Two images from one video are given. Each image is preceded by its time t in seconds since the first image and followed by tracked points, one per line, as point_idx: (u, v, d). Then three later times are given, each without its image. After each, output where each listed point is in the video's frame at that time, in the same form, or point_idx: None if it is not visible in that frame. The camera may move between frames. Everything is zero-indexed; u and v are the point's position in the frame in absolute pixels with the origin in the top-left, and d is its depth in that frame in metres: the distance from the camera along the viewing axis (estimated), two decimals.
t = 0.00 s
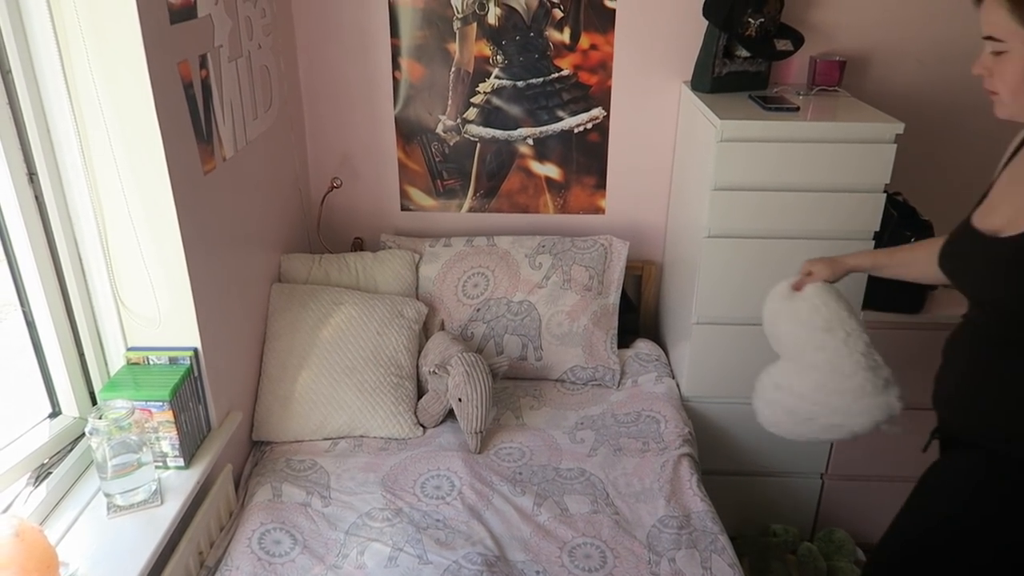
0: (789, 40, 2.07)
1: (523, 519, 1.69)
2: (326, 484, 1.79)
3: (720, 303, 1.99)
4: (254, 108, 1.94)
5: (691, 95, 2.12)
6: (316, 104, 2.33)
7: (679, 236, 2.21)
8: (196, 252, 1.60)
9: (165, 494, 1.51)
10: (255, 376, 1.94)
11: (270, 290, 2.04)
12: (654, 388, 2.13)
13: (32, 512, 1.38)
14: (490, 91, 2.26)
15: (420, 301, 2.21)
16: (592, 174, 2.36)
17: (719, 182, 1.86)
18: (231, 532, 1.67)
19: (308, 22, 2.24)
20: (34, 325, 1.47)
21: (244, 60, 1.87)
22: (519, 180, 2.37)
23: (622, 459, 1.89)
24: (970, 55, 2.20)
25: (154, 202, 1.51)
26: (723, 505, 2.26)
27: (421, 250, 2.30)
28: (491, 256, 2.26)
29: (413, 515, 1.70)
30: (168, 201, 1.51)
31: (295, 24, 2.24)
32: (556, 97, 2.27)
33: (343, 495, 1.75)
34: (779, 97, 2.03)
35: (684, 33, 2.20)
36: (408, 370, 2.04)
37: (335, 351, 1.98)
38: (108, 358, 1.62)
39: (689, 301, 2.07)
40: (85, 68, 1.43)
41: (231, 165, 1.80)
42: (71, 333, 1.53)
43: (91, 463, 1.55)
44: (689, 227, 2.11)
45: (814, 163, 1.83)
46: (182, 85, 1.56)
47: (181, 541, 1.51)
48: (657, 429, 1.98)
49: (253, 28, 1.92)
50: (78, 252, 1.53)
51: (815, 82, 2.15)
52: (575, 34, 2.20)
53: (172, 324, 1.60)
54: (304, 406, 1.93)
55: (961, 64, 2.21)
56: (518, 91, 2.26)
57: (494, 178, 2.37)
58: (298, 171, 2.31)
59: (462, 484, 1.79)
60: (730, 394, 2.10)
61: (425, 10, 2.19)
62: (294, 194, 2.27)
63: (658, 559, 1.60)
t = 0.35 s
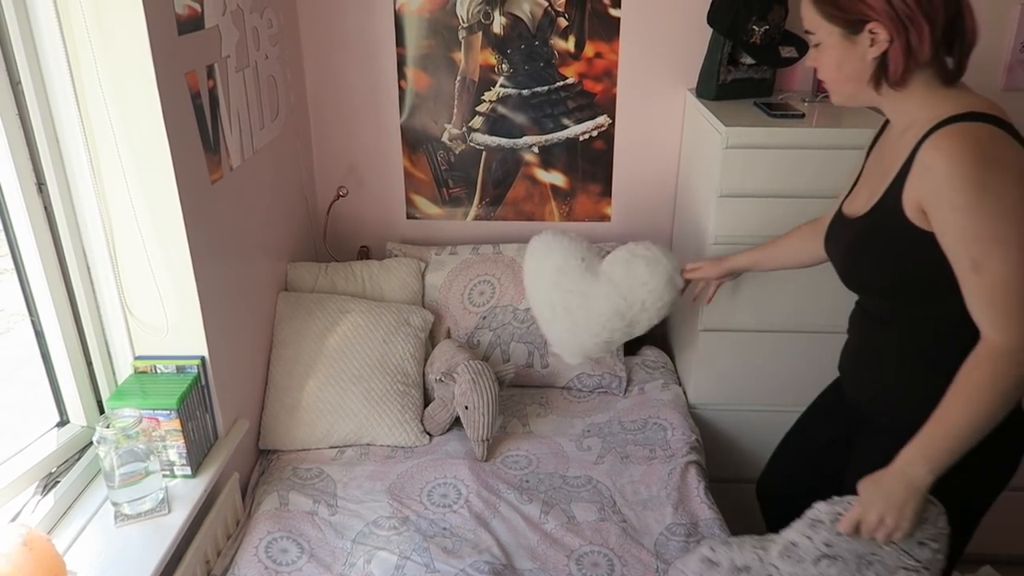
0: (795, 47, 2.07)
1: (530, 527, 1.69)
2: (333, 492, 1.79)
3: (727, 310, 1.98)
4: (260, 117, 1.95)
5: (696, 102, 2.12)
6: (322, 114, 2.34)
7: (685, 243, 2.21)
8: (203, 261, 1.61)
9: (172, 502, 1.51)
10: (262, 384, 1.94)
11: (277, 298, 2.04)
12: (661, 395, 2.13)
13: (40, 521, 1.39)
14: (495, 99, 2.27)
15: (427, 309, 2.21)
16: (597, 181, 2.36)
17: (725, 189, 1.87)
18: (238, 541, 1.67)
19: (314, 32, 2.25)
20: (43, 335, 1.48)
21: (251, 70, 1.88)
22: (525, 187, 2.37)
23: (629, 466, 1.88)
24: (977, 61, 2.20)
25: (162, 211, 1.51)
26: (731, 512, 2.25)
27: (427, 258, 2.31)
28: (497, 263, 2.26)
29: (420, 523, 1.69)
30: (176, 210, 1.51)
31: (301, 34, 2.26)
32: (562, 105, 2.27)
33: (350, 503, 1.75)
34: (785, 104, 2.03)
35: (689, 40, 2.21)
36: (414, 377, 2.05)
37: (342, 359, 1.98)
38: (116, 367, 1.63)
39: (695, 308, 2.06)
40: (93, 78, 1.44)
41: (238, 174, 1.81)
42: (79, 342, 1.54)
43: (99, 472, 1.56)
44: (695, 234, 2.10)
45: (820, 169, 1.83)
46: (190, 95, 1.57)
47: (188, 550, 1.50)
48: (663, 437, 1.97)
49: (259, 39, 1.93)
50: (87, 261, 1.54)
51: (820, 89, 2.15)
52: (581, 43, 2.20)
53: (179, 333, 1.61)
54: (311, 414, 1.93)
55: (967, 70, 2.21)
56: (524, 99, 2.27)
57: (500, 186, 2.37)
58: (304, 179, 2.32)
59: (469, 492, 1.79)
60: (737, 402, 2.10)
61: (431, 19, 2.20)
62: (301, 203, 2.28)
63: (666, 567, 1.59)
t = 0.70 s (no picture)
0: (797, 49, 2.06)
1: (534, 531, 1.68)
2: (335, 496, 1.79)
3: (730, 314, 1.98)
4: (263, 121, 1.95)
5: (699, 105, 2.12)
6: (324, 118, 2.34)
7: (688, 246, 2.21)
8: (206, 265, 1.61)
9: (175, 506, 1.51)
10: (264, 389, 1.94)
11: (279, 302, 2.04)
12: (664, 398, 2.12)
13: (43, 525, 1.39)
14: (498, 103, 2.27)
15: (429, 313, 2.21)
16: (600, 184, 2.36)
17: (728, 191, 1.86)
18: (241, 545, 1.66)
19: (317, 37, 2.26)
20: (46, 339, 1.48)
21: (254, 74, 1.88)
22: (527, 191, 2.37)
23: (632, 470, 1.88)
24: (980, 63, 2.20)
25: (164, 215, 1.52)
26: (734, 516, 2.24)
27: (430, 262, 2.31)
28: (499, 267, 2.26)
29: (423, 527, 1.69)
30: (178, 214, 1.52)
31: (304, 38, 2.26)
32: (564, 108, 2.27)
33: (353, 508, 1.75)
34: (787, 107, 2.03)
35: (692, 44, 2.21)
36: (416, 381, 2.04)
37: (344, 363, 1.98)
38: (119, 371, 1.63)
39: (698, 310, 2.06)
40: (96, 82, 1.44)
41: (241, 179, 1.81)
42: (82, 347, 1.54)
43: (101, 476, 1.55)
44: (697, 237, 2.10)
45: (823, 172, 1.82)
46: (192, 100, 1.58)
47: (190, 555, 1.50)
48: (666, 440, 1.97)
49: (262, 43, 1.93)
50: (90, 265, 1.54)
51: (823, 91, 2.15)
52: (583, 46, 2.21)
53: (182, 337, 1.61)
54: (314, 418, 1.93)
55: (970, 72, 2.21)
56: (526, 103, 2.27)
57: (502, 190, 2.37)
58: (307, 184, 2.32)
59: (471, 496, 1.78)
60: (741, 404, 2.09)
61: (433, 23, 2.20)
62: (303, 207, 2.28)
63: (670, 571, 1.59)
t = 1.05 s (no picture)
0: (799, 50, 2.04)
1: (538, 534, 1.68)
2: (340, 499, 1.79)
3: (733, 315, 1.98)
4: (266, 125, 1.95)
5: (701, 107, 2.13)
6: (327, 121, 2.35)
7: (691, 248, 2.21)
8: (209, 270, 1.61)
9: (180, 511, 1.51)
10: (269, 392, 1.94)
11: (283, 306, 2.04)
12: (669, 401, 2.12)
13: (48, 529, 1.39)
14: (500, 105, 2.27)
15: (432, 316, 2.21)
16: (602, 187, 2.36)
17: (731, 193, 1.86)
18: (245, 549, 1.66)
19: (319, 40, 2.26)
20: (50, 343, 1.48)
21: (256, 78, 1.89)
22: (529, 193, 2.37)
23: (637, 472, 1.87)
24: (982, 63, 2.20)
25: (168, 219, 1.52)
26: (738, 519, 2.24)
27: (432, 265, 2.31)
28: (502, 270, 2.26)
29: (428, 530, 1.69)
30: (182, 219, 1.52)
31: (306, 42, 2.26)
32: (566, 110, 2.27)
33: (357, 511, 1.75)
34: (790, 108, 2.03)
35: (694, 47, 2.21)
36: (420, 384, 2.04)
37: (347, 366, 1.98)
38: (123, 375, 1.62)
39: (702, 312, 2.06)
40: (100, 87, 1.44)
41: (244, 183, 1.82)
42: (87, 351, 1.54)
43: (106, 480, 1.56)
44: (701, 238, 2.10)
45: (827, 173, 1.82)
46: (196, 104, 1.58)
47: (195, 559, 1.50)
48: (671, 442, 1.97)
49: (265, 47, 1.94)
50: (94, 270, 1.54)
51: (825, 92, 2.15)
52: (585, 48, 2.21)
53: (187, 341, 1.61)
54: (319, 421, 1.93)
55: (973, 73, 2.21)
56: (528, 105, 2.27)
57: (505, 192, 2.37)
58: (309, 187, 2.32)
59: (476, 499, 1.78)
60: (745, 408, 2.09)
61: (435, 27, 2.21)
62: (306, 210, 2.28)
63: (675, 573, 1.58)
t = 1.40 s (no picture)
0: (797, 52, 2.04)
1: (535, 535, 1.68)
2: (336, 500, 1.78)
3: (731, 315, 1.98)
4: (263, 125, 1.95)
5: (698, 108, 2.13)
6: (324, 121, 2.34)
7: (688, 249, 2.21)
8: (206, 271, 1.61)
9: (176, 512, 1.50)
10: (265, 393, 1.93)
11: (280, 307, 2.04)
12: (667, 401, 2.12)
13: (43, 531, 1.38)
14: (497, 106, 2.27)
15: (429, 316, 2.21)
16: (599, 187, 2.36)
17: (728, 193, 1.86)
18: (242, 550, 1.66)
19: (316, 40, 2.26)
20: (45, 344, 1.48)
21: (253, 78, 1.88)
22: (526, 194, 2.37)
23: (634, 473, 1.87)
24: (979, 64, 2.20)
25: (164, 219, 1.51)
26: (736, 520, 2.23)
27: (429, 265, 2.30)
28: (499, 270, 2.26)
29: (425, 531, 1.69)
30: (178, 219, 1.51)
31: (303, 42, 2.26)
32: (563, 111, 2.27)
33: (354, 512, 1.74)
34: (787, 109, 2.03)
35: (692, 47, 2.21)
36: (417, 385, 2.04)
37: (344, 367, 1.98)
38: (119, 376, 1.62)
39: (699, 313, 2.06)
40: (95, 87, 1.44)
41: (240, 183, 1.81)
42: (82, 352, 1.53)
43: (101, 482, 1.55)
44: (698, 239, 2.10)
45: (824, 174, 1.82)
46: (192, 104, 1.58)
47: (192, 560, 1.49)
48: (667, 442, 1.97)
49: (262, 47, 1.93)
50: (89, 271, 1.54)
51: (823, 93, 2.16)
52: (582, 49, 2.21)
53: (182, 342, 1.60)
54: (316, 422, 1.93)
55: (970, 73, 2.21)
56: (525, 106, 2.27)
57: (502, 192, 2.37)
58: (306, 187, 2.31)
59: (473, 500, 1.78)
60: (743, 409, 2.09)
61: (433, 27, 2.20)
62: (303, 211, 2.28)
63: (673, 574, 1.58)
